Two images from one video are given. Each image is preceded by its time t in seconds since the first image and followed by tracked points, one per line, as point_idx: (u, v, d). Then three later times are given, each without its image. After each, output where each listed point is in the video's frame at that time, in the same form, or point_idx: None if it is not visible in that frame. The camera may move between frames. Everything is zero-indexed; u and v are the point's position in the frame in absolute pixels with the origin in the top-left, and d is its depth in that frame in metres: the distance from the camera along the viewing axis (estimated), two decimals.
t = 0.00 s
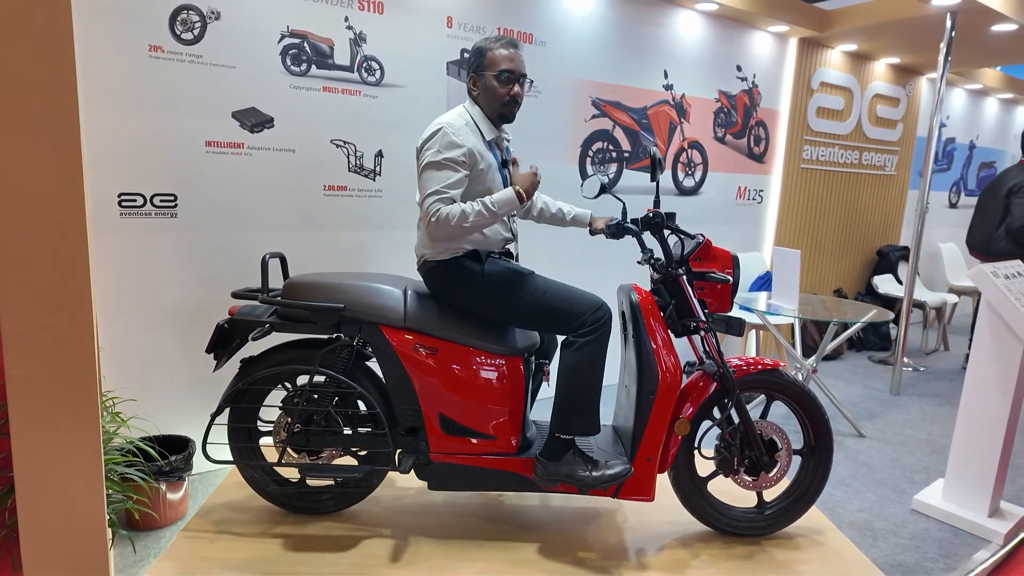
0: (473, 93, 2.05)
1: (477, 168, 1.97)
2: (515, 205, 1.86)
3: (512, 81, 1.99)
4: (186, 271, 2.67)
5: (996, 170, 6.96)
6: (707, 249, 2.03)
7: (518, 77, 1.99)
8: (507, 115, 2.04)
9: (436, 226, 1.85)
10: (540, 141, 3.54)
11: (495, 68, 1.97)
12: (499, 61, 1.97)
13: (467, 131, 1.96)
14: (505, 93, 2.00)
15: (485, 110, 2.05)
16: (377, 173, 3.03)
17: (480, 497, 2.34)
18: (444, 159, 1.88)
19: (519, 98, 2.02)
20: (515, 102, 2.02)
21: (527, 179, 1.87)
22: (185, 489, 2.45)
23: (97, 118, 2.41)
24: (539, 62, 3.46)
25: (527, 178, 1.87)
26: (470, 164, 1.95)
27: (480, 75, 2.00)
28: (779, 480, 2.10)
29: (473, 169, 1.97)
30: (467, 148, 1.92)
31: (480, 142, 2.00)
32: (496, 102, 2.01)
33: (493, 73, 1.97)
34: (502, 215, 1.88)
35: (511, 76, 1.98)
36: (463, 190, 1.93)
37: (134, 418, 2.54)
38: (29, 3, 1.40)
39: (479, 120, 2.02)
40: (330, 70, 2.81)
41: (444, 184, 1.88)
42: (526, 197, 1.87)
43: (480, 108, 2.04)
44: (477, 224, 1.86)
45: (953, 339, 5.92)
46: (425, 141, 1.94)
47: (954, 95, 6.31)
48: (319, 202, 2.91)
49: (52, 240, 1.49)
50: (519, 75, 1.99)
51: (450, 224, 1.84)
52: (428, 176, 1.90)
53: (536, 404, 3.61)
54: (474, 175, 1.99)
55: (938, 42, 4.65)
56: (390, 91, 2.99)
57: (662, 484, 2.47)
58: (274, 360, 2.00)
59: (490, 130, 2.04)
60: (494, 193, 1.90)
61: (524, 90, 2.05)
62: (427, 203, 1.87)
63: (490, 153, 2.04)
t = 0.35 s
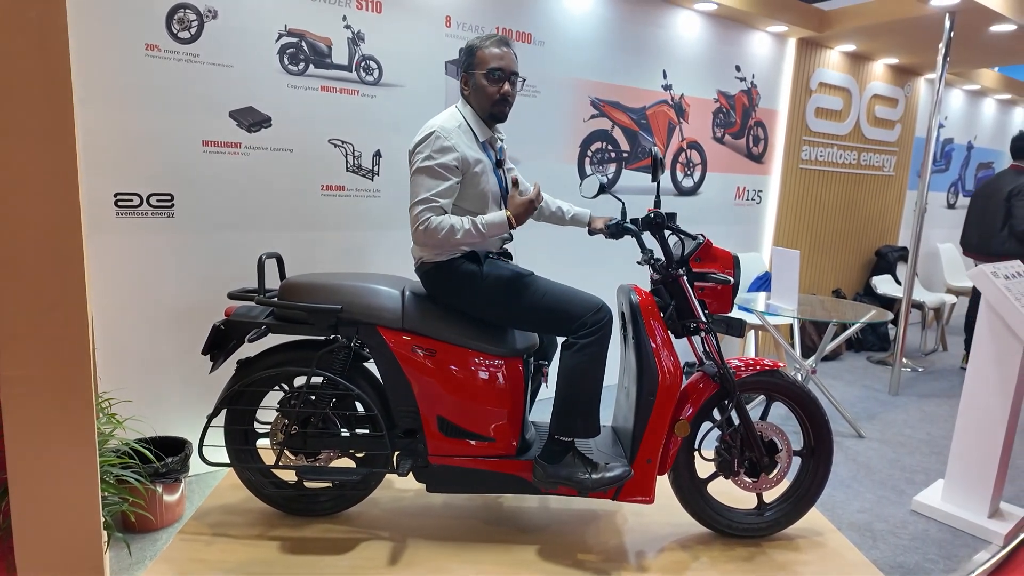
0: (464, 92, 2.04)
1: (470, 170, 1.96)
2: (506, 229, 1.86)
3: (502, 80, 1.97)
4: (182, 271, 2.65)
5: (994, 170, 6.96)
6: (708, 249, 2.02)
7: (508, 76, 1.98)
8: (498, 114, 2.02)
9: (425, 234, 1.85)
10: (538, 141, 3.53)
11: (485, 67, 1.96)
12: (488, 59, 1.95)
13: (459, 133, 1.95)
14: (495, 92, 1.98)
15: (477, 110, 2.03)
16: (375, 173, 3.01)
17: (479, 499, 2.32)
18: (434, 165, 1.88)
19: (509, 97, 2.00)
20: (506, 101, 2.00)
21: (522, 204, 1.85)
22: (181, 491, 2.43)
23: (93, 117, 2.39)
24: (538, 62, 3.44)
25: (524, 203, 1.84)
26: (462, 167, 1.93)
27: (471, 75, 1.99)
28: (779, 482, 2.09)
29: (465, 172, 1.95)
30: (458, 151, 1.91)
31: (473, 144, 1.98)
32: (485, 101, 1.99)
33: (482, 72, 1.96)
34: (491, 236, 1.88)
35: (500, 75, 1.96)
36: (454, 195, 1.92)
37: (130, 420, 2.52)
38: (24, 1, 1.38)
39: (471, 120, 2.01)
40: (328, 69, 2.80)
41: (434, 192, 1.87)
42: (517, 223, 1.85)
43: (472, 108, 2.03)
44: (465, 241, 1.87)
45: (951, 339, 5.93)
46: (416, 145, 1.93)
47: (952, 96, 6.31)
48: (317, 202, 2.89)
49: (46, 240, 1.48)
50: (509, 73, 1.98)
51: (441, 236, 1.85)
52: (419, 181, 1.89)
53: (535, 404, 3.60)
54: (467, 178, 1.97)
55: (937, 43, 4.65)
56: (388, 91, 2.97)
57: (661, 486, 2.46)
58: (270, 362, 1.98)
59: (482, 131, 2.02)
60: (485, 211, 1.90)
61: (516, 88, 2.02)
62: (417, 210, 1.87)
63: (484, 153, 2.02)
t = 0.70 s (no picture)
0: (462, 94, 2.03)
1: (467, 174, 1.96)
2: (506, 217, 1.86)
3: (497, 85, 1.95)
4: (182, 271, 2.64)
5: (994, 170, 6.97)
6: (707, 249, 2.02)
7: (502, 81, 1.95)
8: (494, 118, 2.01)
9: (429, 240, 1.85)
10: (538, 141, 3.53)
11: (481, 71, 1.94)
12: (485, 62, 1.94)
13: (455, 137, 1.94)
14: (490, 97, 1.97)
15: (473, 113, 2.03)
16: (375, 173, 3.01)
17: (479, 500, 2.32)
18: (433, 170, 1.87)
19: (505, 102, 1.98)
20: (501, 107, 1.99)
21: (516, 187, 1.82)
22: (181, 492, 2.43)
23: (92, 117, 2.38)
24: (537, 62, 3.44)
25: (517, 184, 1.81)
26: (459, 171, 1.93)
27: (468, 76, 1.98)
28: (779, 482, 2.09)
29: (463, 176, 1.95)
30: (455, 156, 1.91)
31: (470, 148, 1.98)
32: (481, 105, 1.98)
33: (478, 75, 1.95)
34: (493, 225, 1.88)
35: (495, 80, 1.94)
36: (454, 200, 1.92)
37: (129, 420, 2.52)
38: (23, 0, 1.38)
39: (467, 123, 2.01)
40: (327, 69, 2.80)
41: (435, 198, 1.87)
42: (516, 207, 1.85)
43: (468, 110, 2.03)
44: (468, 236, 1.86)
45: (951, 340, 5.93)
46: (413, 150, 1.92)
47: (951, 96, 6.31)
48: (316, 202, 2.89)
49: (45, 240, 1.47)
50: (505, 78, 1.95)
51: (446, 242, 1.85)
52: (418, 187, 1.89)
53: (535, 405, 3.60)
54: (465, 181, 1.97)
55: (936, 43, 4.65)
56: (387, 91, 2.97)
57: (661, 487, 2.46)
58: (270, 362, 1.98)
59: (478, 134, 2.02)
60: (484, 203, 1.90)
61: (511, 92, 2.01)
62: (418, 216, 1.87)
63: (481, 156, 2.02)
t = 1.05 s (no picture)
0: (462, 97, 2.04)
1: (468, 177, 1.97)
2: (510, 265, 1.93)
3: (499, 89, 1.96)
4: (182, 272, 2.65)
5: (992, 171, 6.99)
6: (705, 250, 2.04)
7: (505, 85, 1.97)
8: (494, 121, 2.02)
9: (436, 249, 1.88)
10: (537, 143, 3.54)
11: (483, 74, 1.95)
12: (486, 65, 1.94)
13: (456, 141, 1.95)
14: (492, 100, 1.97)
15: (473, 115, 2.04)
16: (374, 175, 3.02)
17: (478, 499, 2.33)
18: (435, 176, 1.88)
19: (506, 106, 1.99)
20: (502, 110, 2.00)
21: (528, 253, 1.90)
22: (181, 492, 2.44)
23: (94, 119, 2.39)
24: (536, 63, 3.45)
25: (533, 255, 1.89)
26: (460, 175, 1.94)
27: (469, 80, 1.99)
28: (777, 481, 2.09)
29: (464, 179, 1.97)
30: (456, 160, 1.92)
31: (470, 151, 1.99)
32: (481, 108, 1.99)
33: (480, 79, 1.96)
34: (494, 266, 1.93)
35: (497, 84, 1.96)
36: (456, 205, 1.94)
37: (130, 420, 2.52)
38: (25, 2, 1.39)
39: (468, 126, 2.02)
40: (327, 71, 2.81)
41: (439, 204, 1.89)
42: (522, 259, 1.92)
43: (469, 113, 2.04)
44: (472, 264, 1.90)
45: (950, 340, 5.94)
46: (414, 153, 1.93)
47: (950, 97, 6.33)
48: (316, 203, 2.90)
49: (46, 241, 1.48)
50: (507, 82, 1.97)
51: (450, 250, 1.87)
52: (420, 192, 1.89)
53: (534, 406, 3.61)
54: (466, 185, 1.98)
55: (934, 45, 4.67)
56: (387, 92, 2.98)
57: (660, 487, 2.47)
58: (270, 362, 1.99)
59: (478, 137, 2.03)
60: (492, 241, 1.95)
61: (513, 96, 2.02)
62: (422, 222, 1.89)
63: (480, 159, 2.03)
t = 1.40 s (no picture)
0: (461, 97, 2.04)
1: (466, 178, 1.97)
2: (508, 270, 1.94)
3: (498, 91, 1.97)
4: (180, 273, 2.65)
5: (991, 172, 6.99)
6: (702, 250, 2.04)
7: (504, 87, 1.97)
8: (492, 122, 2.03)
9: (437, 249, 1.88)
10: (536, 143, 3.54)
11: (482, 75, 1.95)
12: (485, 67, 1.95)
13: (455, 141, 1.95)
14: (490, 102, 1.98)
15: (472, 116, 2.04)
16: (373, 175, 3.02)
17: (476, 500, 2.33)
18: (436, 174, 1.87)
19: (504, 108, 2.00)
20: (500, 112, 2.01)
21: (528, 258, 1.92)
22: (179, 492, 2.44)
23: (92, 120, 2.39)
24: (535, 64, 3.46)
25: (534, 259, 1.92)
26: (459, 175, 1.94)
27: (469, 80, 1.99)
28: (774, 480, 2.10)
29: (462, 179, 1.97)
30: (455, 159, 1.92)
31: (469, 152, 1.99)
32: (480, 109, 1.99)
33: (479, 80, 1.96)
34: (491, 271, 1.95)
35: (496, 86, 1.96)
36: (456, 206, 1.94)
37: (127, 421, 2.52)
38: (21, 3, 1.39)
39: (466, 126, 2.02)
40: (325, 71, 2.81)
41: (439, 204, 1.89)
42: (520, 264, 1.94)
43: (467, 114, 2.04)
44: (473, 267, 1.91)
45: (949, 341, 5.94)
46: (413, 153, 1.92)
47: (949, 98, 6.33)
48: (314, 204, 2.90)
49: (44, 241, 1.48)
50: (506, 84, 1.97)
51: (451, 252, 1.88)
52: (420, 191, 1.88)
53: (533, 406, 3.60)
54: (464, 185, 1.98)
55: (933, 45, 4.67)
56: (385, 93, 2.99)
57: (658, 487, 2.47)
58: (267, 363, 1.99)
59: (476, 138, 2.03)
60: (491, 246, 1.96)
61: (511, 99, 2.02)
62: (422, 222, 1.89)
63: (478, 160, 2.03)
